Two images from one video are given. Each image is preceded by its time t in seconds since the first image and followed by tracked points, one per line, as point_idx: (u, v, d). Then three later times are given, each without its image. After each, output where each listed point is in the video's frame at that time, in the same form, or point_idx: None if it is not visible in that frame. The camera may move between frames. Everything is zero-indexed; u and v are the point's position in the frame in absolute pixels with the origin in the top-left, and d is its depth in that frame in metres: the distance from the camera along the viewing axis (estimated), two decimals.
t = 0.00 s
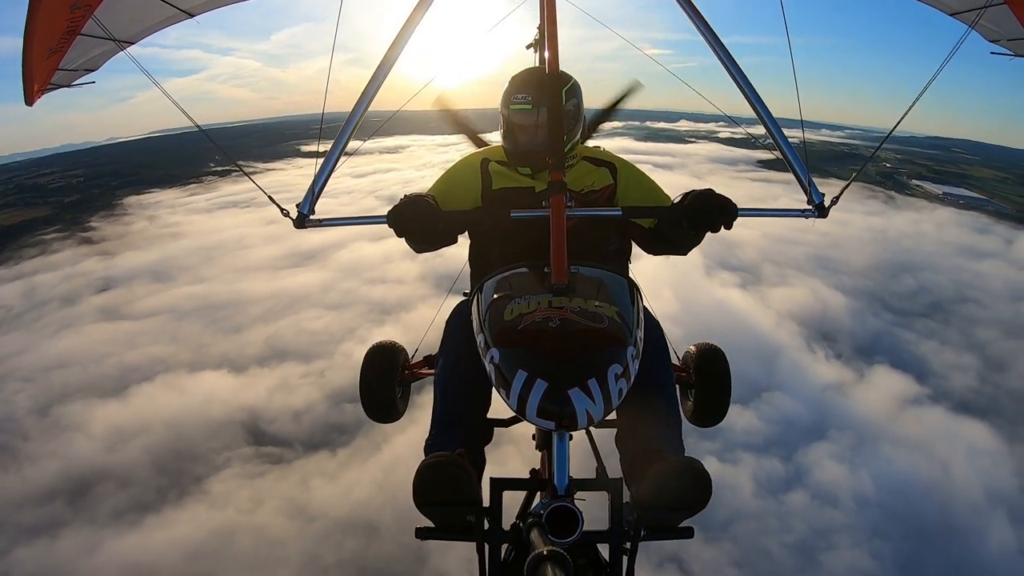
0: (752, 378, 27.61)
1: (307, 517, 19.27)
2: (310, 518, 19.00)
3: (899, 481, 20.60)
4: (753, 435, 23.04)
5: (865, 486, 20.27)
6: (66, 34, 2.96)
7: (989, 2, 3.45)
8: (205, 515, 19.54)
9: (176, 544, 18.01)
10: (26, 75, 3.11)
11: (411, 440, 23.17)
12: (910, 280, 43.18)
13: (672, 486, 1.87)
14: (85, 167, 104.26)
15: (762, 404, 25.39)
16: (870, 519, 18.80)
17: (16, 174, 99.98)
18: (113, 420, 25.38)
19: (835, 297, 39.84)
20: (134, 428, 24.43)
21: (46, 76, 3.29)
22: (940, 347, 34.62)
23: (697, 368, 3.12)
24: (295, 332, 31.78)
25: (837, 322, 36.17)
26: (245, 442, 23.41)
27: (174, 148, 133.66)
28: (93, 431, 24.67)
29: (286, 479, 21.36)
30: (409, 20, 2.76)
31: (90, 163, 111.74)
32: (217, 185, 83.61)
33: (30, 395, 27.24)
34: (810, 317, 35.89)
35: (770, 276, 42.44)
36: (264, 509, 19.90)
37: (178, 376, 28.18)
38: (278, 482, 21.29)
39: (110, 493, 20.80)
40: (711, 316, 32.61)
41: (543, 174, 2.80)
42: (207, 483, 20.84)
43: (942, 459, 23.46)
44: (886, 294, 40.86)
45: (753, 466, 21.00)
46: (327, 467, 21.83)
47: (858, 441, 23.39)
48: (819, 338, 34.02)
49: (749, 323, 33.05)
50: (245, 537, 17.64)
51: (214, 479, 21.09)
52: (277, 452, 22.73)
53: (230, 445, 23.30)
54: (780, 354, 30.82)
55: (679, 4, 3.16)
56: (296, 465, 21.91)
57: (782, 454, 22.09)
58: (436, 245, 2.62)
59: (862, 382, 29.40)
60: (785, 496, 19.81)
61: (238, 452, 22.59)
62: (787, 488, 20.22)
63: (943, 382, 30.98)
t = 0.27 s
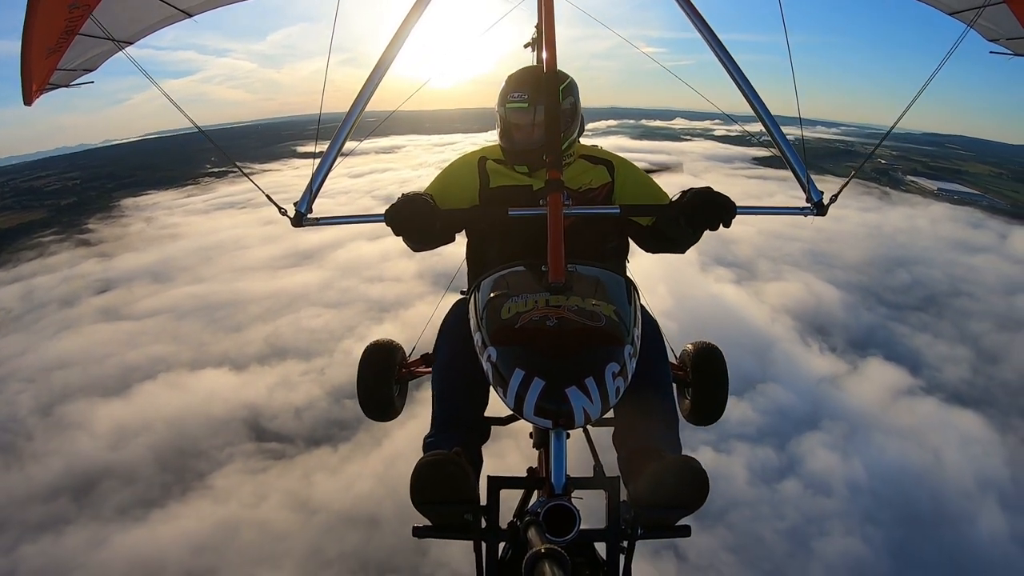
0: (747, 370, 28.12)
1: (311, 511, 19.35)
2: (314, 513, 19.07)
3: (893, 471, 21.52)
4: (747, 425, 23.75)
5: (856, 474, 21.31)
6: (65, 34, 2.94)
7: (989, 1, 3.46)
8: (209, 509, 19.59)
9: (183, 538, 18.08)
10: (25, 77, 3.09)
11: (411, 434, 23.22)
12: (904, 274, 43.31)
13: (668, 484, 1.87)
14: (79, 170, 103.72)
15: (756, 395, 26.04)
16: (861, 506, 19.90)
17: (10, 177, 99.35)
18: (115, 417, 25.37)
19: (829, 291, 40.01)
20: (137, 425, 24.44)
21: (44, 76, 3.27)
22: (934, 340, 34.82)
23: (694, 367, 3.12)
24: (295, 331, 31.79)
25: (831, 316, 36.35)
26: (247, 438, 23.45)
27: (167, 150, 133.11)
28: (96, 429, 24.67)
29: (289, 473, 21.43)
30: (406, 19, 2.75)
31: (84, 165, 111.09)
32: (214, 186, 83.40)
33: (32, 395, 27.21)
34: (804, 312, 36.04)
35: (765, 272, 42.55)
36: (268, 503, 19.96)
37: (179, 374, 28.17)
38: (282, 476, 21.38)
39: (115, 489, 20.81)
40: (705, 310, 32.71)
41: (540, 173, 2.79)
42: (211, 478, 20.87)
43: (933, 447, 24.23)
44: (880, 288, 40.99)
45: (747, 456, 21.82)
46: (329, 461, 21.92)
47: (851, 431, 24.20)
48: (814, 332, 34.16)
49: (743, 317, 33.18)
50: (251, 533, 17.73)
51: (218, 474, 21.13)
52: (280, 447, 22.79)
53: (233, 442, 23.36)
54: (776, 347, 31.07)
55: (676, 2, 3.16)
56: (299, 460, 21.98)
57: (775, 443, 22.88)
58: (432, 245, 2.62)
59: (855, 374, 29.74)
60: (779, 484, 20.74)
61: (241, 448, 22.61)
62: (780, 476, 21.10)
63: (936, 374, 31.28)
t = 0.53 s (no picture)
0: (742, 364, 28.42)
1: (314, 508, 19.42)
2: (318, 511, 19.13)
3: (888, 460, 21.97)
4: (743, 418, 24.16)
5: (850, 464, 21.70)
6: (62, 35, 2.93)
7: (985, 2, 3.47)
8: (214, 505, 19.61)
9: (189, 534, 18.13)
10: (22, 77, 3.08)
11: (412, 431, 23.28)
12: (900, 271, 43.32)
13: (666, 483, 1.87)
14: (76, 174, 103.44)
15: (752, 389, 26.41)
16: (857, 493, 20.25)
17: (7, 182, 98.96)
18: (119, 417, 25.40)
19: (825, 289, 40.07)
20: (140, 425, 24.47)
21: (42, 78, 3.27)
22: (929, 334, 34.88)
23: (692, 368, 3.13)
24: (295, 331, 31.80)
25: (827, 312, 36.39)
26: (250, 437, 23.49)
27: (163, 154, 132.74)
28: (99, 428, 24.68)
29: (293, 471, 21.49)
30: (404, 20, 2.75)
31: (81, 170, 110.77)
32: (212, 189, 83.32)
33: (35, 396, 27.20)
34: (799, 308, 36.09)
35: (761, 269, 42.58)
36: (271, 500, 20.03)
37: (181, 374, 28.20)
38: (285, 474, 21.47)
39: (118, 487, 20.77)
40: (701, 307, 32.75)
41: (539, 174, 2.80)
42: (215, 476, 20.88)
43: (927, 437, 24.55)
44: (876, 285, 41.05)
45: (743, 448, 22.23)
46: (332, 458, 22.02)
47: (845, 423, 24.66)
48: (809, 329, 34.22)
49: (739, 313, 33.20)
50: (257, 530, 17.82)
51: (222, 471, 21.19)
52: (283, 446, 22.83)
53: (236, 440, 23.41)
54: (771, 343, 31.25)
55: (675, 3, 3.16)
56: (302, 458, 22.05)
57: (771, 436, 23.29)
58: (432, 246, 2.62)
59: (850, 369, 30.02)
60: (775, 475, 21.09)
61: (244, 447, 22.67)
62: (776, 468, 21.55)
63: (932, 368, 31.34)
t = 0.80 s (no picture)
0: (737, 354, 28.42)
1: (320, 502, 19.50)
2: (323, 506, 19.20)
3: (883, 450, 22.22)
4: (740, 408, 24.37)
5: (845, 453, 21.93)
6: (59, 35, 2.92)
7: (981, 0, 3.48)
8: (221, 500, 19.70)
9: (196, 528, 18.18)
10: (19, 78, 3.07)
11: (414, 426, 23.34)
12: (896, 264, 43.38)
13: (665, 480, 1.87)
14: (75, 177, 103.13)
15: (749, 379, 26.43)
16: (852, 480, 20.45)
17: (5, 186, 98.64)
18: (124, 415, 25.43)
19: (821, 283, 40.15)
20: (146, 422, 24.50)
21: (39, 78, 3.25)
22: (925, 327, 34.98)
23: (691, 365, 3.13)
24: (297, 329, 31.83)
25: (823, 305, 36.44)
26: (255, 433, 23.54)
27: (160, 156, 132.34)
28: (105, 426, 24.70)
29: (297, 465, 21.57)
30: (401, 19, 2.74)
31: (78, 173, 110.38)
32: (211, 190, 83.18)
33: (40, 396, 27.19)
34: (796, 301, 36.14)
35: (759, 264, 42.65)
36: (277, 494, 20.10)
37: (185, 373, 28.23)
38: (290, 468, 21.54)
39: (126, 483, 20.79)
40: (698, 300, 32.83)
41: (537, 172, 2.80)
42: (221, 471, 20.92)
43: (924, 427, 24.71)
44: (872, 278, 41.12)
45: (739, 438, 22.44)
46: (336, 453, 22.11)
47: (840, 412, 24.84)
48: (806, 322, 34.25)
49: (736, 307, 33.26)
50: (264, 525, 17.89)
51: (228, 467, 21.24)
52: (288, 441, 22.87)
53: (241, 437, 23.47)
54: (768, 334, 31.32)
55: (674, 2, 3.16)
56: (306, 453, 22.13)
57: (767, 424, 23.43)
58: (430, 244, 2.61)
59: (847, 359, 30.14)
60: (771, 463, 21.35)
61: (249, 443, 22.75)
62: (772, 457, 21.72)
63: (928, 359, 31.43)
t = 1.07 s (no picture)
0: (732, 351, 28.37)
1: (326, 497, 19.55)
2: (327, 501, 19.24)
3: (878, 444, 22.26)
4: (736, 401, 24.50)
5: (840, 445, 22.08)
6: (58, 35, 2.92)
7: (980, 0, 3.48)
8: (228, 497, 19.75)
9: (204, 524, 18.20)
10: (18, 78, 3.07)
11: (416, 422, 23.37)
12: (893, 262, 43.44)
13: (665, 480, 1.87)
14: (75, 181, 102.88)
15: (745, 374, 26.42)
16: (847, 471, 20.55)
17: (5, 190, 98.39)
18: (130, 413, 25.42)
19: (818, 281, 40.23)
20: (152, 420, 24.49)
21: (38, 79, 3.25)
22: (922, 323, 35.04)
23: (689, 366, 3.13)
24: (300, 329, 31.84)
25: (821, 303, 36.50)
26: (260, 431, 23.57)
27: (159, 159, 132.25)
28: (111, 425, 24.69)
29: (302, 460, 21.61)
30: (399, 20, 2.74)
31: (78, 176, 110.21)
32: (211, 193, 83.11)
33: (45, 396, 27.16)
34: (793, 299, 36.18)
35: (758, 262, 42.70)
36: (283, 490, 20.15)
37: (189, 373, 28.22)
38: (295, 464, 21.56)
39: (132, 480, 20.81)
40: (696, 298, 32.90)
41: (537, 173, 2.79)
42: (226, 468, 20.96)
43: (919, 421, 24.77)
44: (869, 276, 41.20)
45: (737, 431, 22.51)
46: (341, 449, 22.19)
47: (835, 405, 24.95)
48: (803, 318, 34.26)
49: (734, 305, 33.33)
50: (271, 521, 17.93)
51: (235, 464, 21.27)
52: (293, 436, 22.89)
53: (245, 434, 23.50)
54: (764, 330, 31.38)
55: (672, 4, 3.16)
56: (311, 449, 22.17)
57: (763, 418, 23.51)
58: (429, 245, 2.61)
59: (843, 355, 30.20)
60: (767, 456, 21.29)
61: (254, 440, 22.80)
62: (768, 449, 21.70)
63: (924, 355, 31.47)
